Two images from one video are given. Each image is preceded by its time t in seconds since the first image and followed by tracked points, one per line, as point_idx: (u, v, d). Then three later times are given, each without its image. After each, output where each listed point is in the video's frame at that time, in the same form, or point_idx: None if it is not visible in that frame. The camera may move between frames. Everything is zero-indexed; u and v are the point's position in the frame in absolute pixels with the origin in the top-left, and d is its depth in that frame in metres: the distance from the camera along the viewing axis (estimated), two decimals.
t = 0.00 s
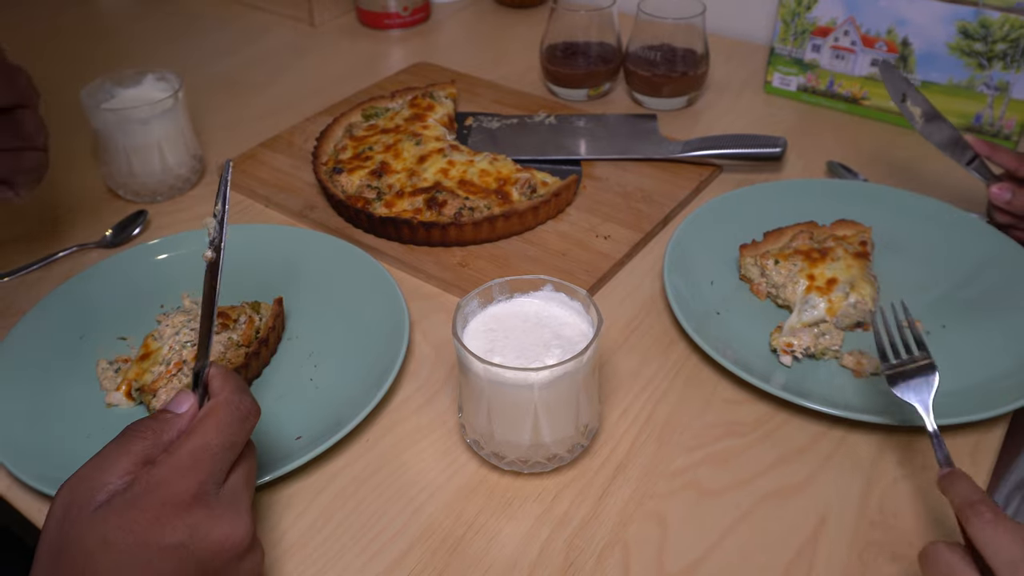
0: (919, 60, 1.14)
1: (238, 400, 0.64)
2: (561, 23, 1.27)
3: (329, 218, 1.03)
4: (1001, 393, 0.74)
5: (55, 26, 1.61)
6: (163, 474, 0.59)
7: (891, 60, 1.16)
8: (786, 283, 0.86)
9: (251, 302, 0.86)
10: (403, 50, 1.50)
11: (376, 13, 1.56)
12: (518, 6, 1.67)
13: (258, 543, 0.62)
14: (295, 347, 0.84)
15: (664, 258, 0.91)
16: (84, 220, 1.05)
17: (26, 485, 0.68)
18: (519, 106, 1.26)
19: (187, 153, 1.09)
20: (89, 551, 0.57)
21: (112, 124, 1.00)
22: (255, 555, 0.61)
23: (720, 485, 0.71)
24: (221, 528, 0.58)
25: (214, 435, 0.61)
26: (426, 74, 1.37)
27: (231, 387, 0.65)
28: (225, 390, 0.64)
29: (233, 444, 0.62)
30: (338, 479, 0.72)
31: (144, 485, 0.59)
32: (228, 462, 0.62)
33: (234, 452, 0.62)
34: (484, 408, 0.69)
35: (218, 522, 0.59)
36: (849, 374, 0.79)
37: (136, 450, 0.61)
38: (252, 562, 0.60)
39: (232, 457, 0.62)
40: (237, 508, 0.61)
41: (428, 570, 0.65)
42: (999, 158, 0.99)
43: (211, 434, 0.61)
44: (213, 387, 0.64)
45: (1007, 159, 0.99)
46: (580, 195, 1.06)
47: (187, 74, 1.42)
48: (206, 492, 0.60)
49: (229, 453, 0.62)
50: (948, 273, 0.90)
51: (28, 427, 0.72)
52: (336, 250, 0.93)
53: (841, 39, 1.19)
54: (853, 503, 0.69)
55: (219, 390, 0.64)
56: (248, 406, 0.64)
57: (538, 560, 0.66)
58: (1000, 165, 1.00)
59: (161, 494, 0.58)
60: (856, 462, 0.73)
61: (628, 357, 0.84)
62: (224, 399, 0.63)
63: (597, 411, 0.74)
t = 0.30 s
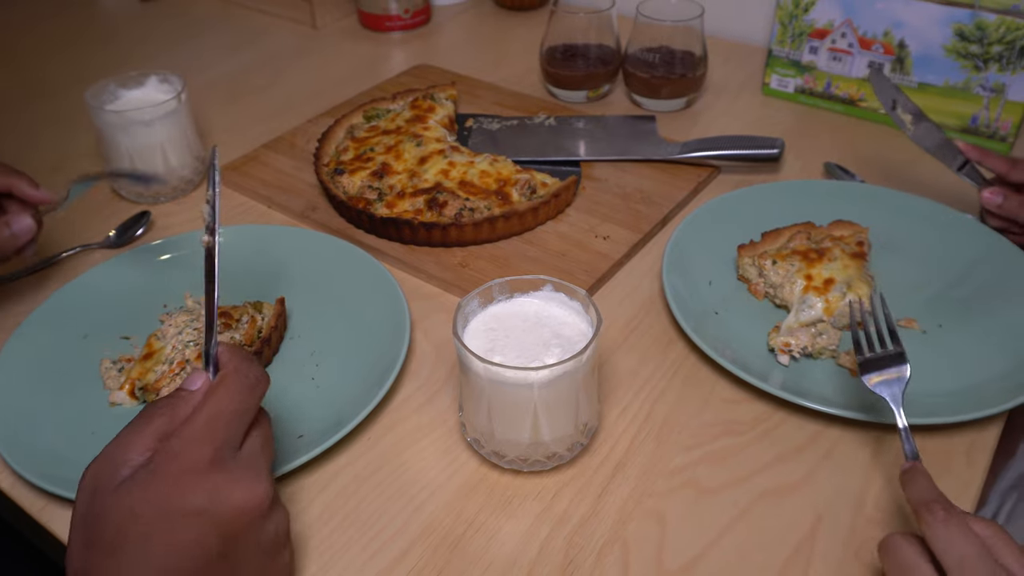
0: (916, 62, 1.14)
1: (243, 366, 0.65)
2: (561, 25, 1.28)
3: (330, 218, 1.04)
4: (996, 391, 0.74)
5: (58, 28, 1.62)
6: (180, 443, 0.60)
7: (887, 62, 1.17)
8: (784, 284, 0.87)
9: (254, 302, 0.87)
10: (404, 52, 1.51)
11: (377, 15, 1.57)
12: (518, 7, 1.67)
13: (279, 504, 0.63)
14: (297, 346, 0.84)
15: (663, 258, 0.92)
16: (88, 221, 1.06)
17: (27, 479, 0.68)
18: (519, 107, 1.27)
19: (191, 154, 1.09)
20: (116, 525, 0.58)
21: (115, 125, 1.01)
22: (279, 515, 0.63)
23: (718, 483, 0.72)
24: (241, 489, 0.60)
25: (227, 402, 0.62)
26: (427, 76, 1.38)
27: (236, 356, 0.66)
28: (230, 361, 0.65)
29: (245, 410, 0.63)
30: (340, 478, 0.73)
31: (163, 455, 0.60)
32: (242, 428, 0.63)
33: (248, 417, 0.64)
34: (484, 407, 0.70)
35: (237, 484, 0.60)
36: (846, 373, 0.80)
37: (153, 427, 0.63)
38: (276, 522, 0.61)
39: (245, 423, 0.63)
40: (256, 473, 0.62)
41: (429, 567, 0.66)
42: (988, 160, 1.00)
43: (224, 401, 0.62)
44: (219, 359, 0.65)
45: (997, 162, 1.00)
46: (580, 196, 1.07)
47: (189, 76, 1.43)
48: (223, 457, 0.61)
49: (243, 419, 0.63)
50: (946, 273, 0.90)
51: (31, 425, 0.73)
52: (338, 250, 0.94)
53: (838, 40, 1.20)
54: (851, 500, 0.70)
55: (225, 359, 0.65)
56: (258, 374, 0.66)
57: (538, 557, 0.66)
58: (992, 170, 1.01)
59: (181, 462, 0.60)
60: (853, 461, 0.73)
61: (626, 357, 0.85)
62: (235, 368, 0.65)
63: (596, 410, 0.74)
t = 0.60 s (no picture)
0: (914, 63, 1.15)
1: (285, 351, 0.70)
2: (561, 27, 1.29)
3: (331, 219, 1.05)
4: (992, 392, 0.75)
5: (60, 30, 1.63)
6: (232, 419, 0.64)
7: (885, 63, 1.18)
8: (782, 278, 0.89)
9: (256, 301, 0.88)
10: (404, 54, 1.52)
11: (378, 17, 1.57)
12: (518, 9, 1.68)
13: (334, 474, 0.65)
14: (299, 346, 0.85)
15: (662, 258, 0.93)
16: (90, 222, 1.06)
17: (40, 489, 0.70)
18: (519, 108, 1.28)
19: (193, 155, 1.10)
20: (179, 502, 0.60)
21: (117, 126, 1.02)
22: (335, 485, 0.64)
23: (717, 482, 0.72)
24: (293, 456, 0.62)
25: (271, 381, 0.66)
26: (427, 77, 1.39)
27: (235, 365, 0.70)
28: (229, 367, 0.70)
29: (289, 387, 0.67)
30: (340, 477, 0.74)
31: (216, 433, 0.64)
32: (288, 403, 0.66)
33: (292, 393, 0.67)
34: (485, 406, 0.71)
35: (240, 443, 0.62)
36: (844, 373, 0.80)
37: (201, 411, 0.66)
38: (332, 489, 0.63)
39: (290, 398, 0.66)
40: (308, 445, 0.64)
41: (430, 565, 0.66)
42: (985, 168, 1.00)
43: (268, 381, 0.66)
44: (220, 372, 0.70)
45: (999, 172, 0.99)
46: (580, 196, 1.07)
47: (191, 77, 1.44)
48: (274, 428, 0.64)
49: (289, 395, 0.66)
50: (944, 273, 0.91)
51: (34, 424, 0.73)
52: (340, 251, 0.95)
53: (836, 42, 1.21)
54: (849, 499, 0.71)
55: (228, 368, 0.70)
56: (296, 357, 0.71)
57: (538, 555, 0.67)
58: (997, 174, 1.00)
59: (236, 436, 0.63)
60: (852, 460, 0.74)
61: (626, 356, 0.85)
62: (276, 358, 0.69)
63: (595, 409, 0.75)
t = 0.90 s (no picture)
0: (914, 63, 1.16)
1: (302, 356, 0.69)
2: (561, 27, 1.29)
3: (331, 219, 1.05)
4: (992, 392, 0.75)
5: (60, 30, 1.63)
6: (245, 425, 0.62)
7: (885, 63, 1.18)
8: (784, 278, 0.89)
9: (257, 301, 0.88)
10: (404, 54, 1.52)
11: (378, 17, 1.57)
12: (518, 9, 1.68)
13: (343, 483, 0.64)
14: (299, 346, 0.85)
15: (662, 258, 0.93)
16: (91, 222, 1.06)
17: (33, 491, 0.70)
18: (519, 109, 1.28)
19: (193, 155, 1.10)
20: (187, 505, 0.60)
21: (117, 126, 1.02)
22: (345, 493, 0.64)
23: (717, 482, 0.72)
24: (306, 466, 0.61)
25: (286, 386, 0.65)
26: (427, 77, 1.39)
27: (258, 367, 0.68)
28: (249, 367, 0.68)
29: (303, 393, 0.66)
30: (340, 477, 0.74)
31: (229, 438, 0.62)
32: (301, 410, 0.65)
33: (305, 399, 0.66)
34: (485, 406, 0.70)
35: (251, 450, 0.61)
36: (843, 373, 0.80)
37: (213, 411, 0.65)
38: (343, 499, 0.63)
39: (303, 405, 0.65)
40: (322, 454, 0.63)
41: (429, 565, 0.66)
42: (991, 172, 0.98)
43: (284, 387, 0.65)
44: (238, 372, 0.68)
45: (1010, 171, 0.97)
46: (580, 196, 1.07)
47: (191, 77, 1.44)
48: (288, 436, 0.63)
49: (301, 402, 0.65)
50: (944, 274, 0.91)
51: (34, 424, 0.73)
52: (340, 251, 0.95)
53: (836, 42, 1.21)
54: (849, 499, 0.71)
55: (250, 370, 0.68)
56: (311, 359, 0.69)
57: (537, 556, 0.67)
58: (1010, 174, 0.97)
59: (248, 443, 0.61)
60: (852, 460, 0.74)
61: (625, 356, 0.85)
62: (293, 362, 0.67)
63: (595, 410, 0.75)
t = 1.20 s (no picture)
0: (914, 63, 1.16)
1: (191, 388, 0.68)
2: (561, 27, 1.29)
3: (331, 219, 1.05)
4: (992, 392, 0.75)
5: (61, 29, 1.63)
6: (109, 433, 0.62)
7: (885, 63, 1.18)
8: (785, 278, 0.89)
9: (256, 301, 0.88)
10: (404, 54, 1.52)
11: (378, 17, 1.57)
12: (518, 9, 1.68)
13: (162, 524, 0.62)
14: (298, 346, 0.85)
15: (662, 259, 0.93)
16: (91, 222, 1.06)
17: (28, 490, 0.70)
18: (519, 109, 1.28)
19: (192, 155, 1.10)
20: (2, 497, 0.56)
21: (116, 126, 1.02)
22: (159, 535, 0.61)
23: (717, 482, 0.72)
24: (128, 492, 0.59)
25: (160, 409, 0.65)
26: (427, 77, 1.39)
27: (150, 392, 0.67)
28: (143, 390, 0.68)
29: (173, 422, 0.65)
30: (340, 477, 0.74)
31: (79, 441, 0.61)
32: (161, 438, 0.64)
33: (169, 432, 0.65)
34: (485, 406, 0.70)
35: (100, 455, 0.60)
36: (844, 373, 0.80)
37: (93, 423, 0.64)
38: (152, 539, 0.60)
39: (166, 434, 0.64)
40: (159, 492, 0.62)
41: (430, 565, 0.66)
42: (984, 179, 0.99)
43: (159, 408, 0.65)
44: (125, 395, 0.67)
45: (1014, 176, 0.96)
46: (579, 196, 1.07)
47: (190, 77, 1.44)
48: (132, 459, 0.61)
49: (165, 429, 0.65)
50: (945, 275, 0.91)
51: (35, 425, 0.73)
52: (340, 251, 0.95)
53: (836, 42, 1.21)
54: (849, 499, 0.70)
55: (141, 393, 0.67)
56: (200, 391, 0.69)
57: (537, 556, 0.67)
58: None
59: (98, 449, 0.60)
60: (852, 460, 0.74)
61: (625, 356, 0.85)
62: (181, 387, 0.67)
63: (595, 410, 0.75)
